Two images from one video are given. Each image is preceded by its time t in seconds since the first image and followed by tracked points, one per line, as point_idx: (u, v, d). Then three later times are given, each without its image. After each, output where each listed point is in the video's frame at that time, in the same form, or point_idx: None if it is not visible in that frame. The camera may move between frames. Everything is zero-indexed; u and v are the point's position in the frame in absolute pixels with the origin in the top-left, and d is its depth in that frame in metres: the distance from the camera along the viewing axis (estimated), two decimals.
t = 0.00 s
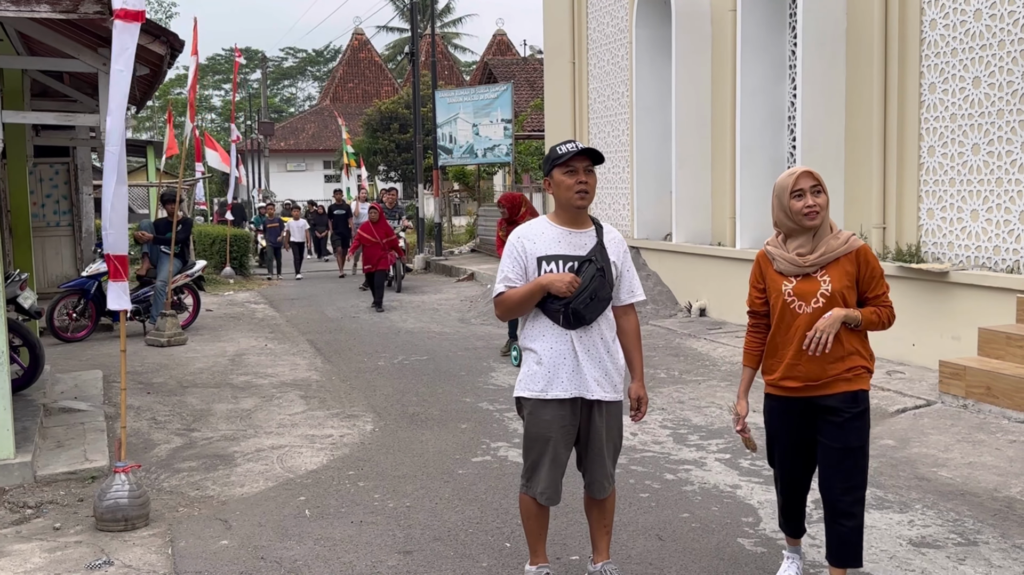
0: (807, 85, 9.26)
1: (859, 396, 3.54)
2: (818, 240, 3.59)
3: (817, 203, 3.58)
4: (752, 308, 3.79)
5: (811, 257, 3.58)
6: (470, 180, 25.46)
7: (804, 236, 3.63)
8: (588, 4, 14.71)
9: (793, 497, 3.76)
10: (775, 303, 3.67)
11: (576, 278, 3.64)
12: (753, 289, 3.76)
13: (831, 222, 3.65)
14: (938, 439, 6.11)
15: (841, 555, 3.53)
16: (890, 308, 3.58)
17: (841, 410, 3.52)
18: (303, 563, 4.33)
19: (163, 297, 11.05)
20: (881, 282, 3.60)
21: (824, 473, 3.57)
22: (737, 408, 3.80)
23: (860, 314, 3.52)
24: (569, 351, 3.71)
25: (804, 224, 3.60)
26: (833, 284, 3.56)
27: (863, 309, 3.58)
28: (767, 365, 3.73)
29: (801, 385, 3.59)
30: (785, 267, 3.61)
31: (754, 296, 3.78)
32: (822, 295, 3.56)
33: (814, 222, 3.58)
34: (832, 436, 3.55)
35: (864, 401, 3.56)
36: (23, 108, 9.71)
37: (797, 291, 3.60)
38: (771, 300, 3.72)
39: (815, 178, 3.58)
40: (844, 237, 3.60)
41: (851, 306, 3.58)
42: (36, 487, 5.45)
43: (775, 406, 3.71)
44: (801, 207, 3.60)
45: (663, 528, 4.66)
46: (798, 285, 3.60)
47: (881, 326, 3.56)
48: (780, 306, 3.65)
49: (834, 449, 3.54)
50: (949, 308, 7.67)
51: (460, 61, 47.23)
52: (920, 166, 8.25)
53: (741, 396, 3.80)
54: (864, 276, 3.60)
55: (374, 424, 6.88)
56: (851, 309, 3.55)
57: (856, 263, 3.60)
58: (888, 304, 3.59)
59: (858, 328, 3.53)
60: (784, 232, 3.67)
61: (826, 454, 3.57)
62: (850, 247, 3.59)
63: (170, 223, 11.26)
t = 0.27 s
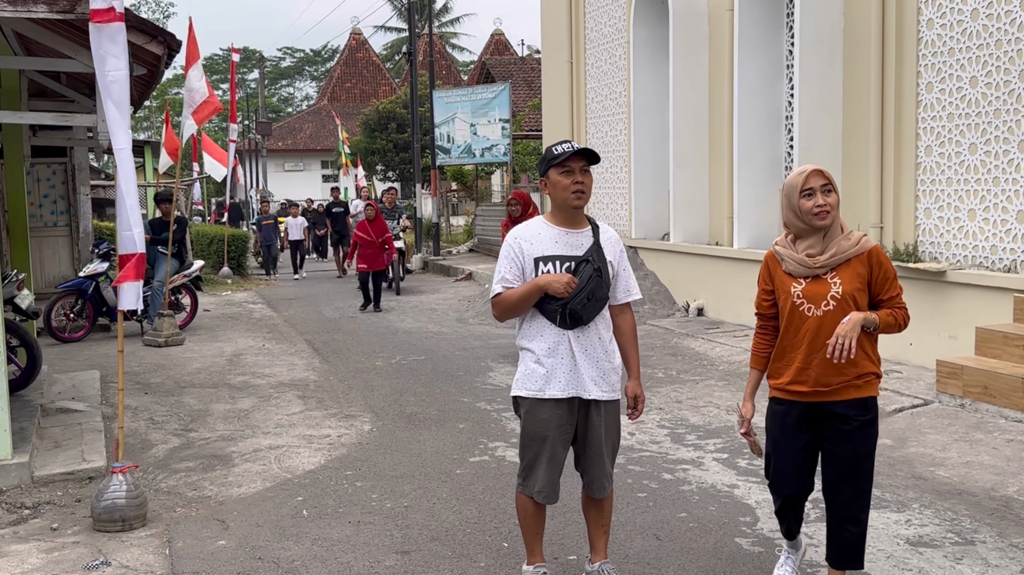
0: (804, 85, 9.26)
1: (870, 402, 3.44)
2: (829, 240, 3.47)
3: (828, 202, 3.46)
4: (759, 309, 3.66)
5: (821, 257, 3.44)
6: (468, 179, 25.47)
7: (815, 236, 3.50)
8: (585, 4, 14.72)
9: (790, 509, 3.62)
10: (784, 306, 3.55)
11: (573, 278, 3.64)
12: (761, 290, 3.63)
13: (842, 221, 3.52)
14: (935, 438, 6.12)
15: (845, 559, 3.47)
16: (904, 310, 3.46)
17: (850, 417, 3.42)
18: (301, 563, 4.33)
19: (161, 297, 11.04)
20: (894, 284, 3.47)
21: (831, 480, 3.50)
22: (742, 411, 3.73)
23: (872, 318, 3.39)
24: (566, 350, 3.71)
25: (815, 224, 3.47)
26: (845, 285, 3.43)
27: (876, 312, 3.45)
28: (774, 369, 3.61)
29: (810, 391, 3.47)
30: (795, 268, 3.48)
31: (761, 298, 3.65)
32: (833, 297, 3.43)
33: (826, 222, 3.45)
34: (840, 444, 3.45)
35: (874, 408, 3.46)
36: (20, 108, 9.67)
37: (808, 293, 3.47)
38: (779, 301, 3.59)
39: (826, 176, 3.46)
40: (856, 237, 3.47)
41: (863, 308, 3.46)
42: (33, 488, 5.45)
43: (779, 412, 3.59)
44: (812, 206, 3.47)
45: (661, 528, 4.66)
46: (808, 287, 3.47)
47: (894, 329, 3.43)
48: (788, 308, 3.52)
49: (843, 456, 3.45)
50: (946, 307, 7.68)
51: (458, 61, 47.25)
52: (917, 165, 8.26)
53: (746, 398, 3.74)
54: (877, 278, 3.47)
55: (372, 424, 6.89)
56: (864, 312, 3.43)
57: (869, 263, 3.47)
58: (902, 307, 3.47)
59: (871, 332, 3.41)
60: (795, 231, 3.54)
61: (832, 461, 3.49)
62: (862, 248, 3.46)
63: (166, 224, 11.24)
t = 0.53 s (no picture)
0: (802, 85, 9.26)
1: (870, 406, 3.39)
2: (832, 240, 3.39)
3: (833, 201, 3.38)
4: (762, 308, 3.61)
5: (824, 258, 3.38)
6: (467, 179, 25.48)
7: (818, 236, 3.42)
8: (584, 4, 14.72)
9: (789, 519, 3.44)
10: (785, 305, 3.49)
11: (569, 280, 3.64)
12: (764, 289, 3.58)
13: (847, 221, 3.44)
14: (933, 437, 6.12)
15: (844, 559, 3.47)
16: (907, 313, 3.39)
17: (850, 421, 3.37)
18: (299, 563, 4.33)
19: (160, 297, 11.04)
20: (899, 286, 3.39)
21: (830, 484, 3.46)
22: (746, 410, 3.70)
23: (875, 321, 3.32)
24: (561, 350, 3.71)
25: (818, 224, 3.40)
26: (847, 288, 3.36)
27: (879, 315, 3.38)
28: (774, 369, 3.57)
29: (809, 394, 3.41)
30: (797, 268, 3.42)
31: (764, 297, 3.60)
32: (835, 300, 3.37)
33: (830, 221, 3.38)
34: (839, 450, 3.41)
35: (873, 411, 3.41)
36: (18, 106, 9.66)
37: (809, 294, 3.41)
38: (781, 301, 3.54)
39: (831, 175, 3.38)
40: (860, 238, 3.39)
41: (866, 311, 3.39)
42: (31, 488, 5.44)
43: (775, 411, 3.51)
44: (816, 204, 3.39)
45: (660, 527, 4.66)
46: (809, 288, 3.41)
47: (897, 333, 3.36)
48: (790, 309, 3.47)
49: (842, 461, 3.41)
50: (945, 307, 7.68)
51: (456, 60, 47.23)
52: (916, 164, 8.26)
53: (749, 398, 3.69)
54: (881, 280, 3.40)
55: (371, 424, 6.89)
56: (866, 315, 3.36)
57: (872, 265, 3.40)
58: (906, 310, 3.39)
59: (872, 335, 3.35)
60: (798, 231, 3.47)
61: (833, 464, 3.44)
62: (867, 249, 3.38)
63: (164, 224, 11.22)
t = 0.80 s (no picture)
0: (802, 84, 9.26)
1: (863, 411, 3.35)
2: (826, 244, 3.34)
3: (827, 203, 3.33)
4: (754, 312, 3.55)
5: (817, 262, 3.32)
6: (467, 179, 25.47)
7: (812, 239, 3.37)
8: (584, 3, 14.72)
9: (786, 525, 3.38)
10: (778, 310, 3.43)
11: (566, 280, 3.64)
12: (756, 293, 3.52)
13: (840, 224, 3.39)
14: (933, 437, 6.12)
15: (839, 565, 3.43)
16: (901, 318, 3.33)
17: (845, 426, 3.33)
18: (299, 562, 4.33)
19: (159, 296, 11.04)
20: (892, 291, 3.35)
21: (826, 489, 3.43)
22: (737, 416, 3.62)
23: (869, 326, 3.27)
24: (557, 350, 3.71)
25: (812, 227, 3.34)
26: (841, 292, 3.30)
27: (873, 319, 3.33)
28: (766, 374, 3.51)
29: (803, 400, 3.35)
30: (790, 272, 3.36)
31: (756, 301, 3.54)
32: (828, 304, 3.31)
33: (824, 224, 3.32)
34: (834, 454, 3.36)
35: (867, 416, 3.36)
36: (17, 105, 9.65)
37: (803, 299, 3.35)
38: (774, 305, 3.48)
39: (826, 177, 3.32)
40: (855, 241, 3.34)
41: (859, 315, 3.33)
42: (31, 487, 5.44)
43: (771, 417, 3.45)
44: (810, 207, 3.33)
45: (659, 526, 4.67)
46: (803, 292, 3.35)
47: (891, 338, 3.31)
48: (782, 313, 3.41)
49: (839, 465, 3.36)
50: (944, 306, 7.69)
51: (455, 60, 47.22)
52: (915, 164, 8.26)
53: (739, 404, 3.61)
54: (874, 284, 3.34)
55: (370, 423, 6.89)
56: (859, 320, 3.30)
57: (866, 269, 3.34)
58: (900, 315, 3.34)
59: (866, 340, 3.29)
60: (791, 233, 3.42)
61: (829, 469, 3.40)
62: (860, 253, 3.32)
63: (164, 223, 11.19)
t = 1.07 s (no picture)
0: (803, 83, 9.25)
1: (850, 415, 3.29)
2: (808, 243, 3.29)
3: (808, 202, 3.29)
4: (737, 315, 3.49)
5: (799, 262, 3.27)
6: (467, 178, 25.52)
7: (793, 240, 3.32)
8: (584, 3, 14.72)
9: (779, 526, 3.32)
10: (761, 313, 3.38)
11: (564, 281, 3.63)
12: (738, 296, 3.47)
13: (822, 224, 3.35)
14: (933, 435, 6.12)
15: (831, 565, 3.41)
16: (885, 318, 3.29)
17: (833, 431, 3.27)
18: (299, 560, 4.33)
19: (160, 295, 11.04)
20: (875, 290, 3.30)
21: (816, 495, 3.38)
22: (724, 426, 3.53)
23: (853, 326, 3.22)
24: (552, 347, 3.72)
25: (793, 225, 3.30)
26: (824, 292, 3.25)
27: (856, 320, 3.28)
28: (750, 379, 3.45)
29: (790, 404, 3.29)
30: (772, 273, 3.31)
31: (738, 304, 3.48)
32: (811, 304, 3.26)
33: (806, 223, 3.28)
34: (824, 459, 3.30)
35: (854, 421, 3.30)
36: (18, 104, 9.66)
37: (785, 300, 3.29)
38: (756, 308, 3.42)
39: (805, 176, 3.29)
40: (836, 240, 3.29)
41: (843, 316, 3.28)
42: (31, 485, 5.45)
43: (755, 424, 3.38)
44: (787, 206, 3.30)
45: (659, 524, 4.67)
46: (785, 293, 3.30)
47: (876, 337, 3.26)
48: (766, 315, 3.36)
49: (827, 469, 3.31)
50: (944, 305, 7.68)
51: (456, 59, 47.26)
52: (916, 162, 8.26)
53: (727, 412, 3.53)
54: (857, 283, 3.29)
55: (371, 421, 6.90)
56: (843, 320, 3.25)
57: (849, 268, 3.29)
58: (883, 315, 3.30)
59: (851, 341, 3.24)
60: (772, 234, 3.37)
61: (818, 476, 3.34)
62: (842, 251, 3.28)
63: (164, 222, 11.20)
